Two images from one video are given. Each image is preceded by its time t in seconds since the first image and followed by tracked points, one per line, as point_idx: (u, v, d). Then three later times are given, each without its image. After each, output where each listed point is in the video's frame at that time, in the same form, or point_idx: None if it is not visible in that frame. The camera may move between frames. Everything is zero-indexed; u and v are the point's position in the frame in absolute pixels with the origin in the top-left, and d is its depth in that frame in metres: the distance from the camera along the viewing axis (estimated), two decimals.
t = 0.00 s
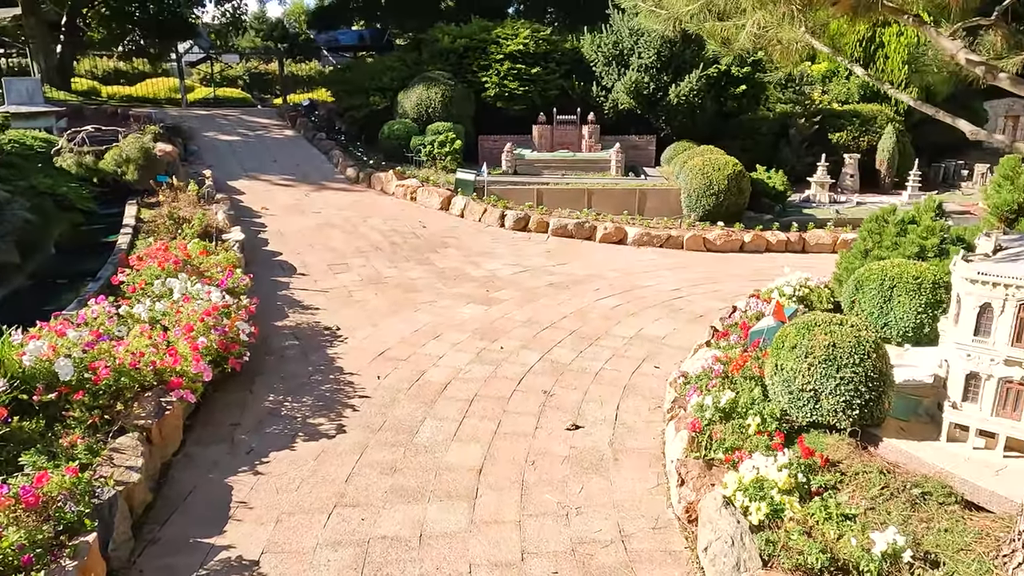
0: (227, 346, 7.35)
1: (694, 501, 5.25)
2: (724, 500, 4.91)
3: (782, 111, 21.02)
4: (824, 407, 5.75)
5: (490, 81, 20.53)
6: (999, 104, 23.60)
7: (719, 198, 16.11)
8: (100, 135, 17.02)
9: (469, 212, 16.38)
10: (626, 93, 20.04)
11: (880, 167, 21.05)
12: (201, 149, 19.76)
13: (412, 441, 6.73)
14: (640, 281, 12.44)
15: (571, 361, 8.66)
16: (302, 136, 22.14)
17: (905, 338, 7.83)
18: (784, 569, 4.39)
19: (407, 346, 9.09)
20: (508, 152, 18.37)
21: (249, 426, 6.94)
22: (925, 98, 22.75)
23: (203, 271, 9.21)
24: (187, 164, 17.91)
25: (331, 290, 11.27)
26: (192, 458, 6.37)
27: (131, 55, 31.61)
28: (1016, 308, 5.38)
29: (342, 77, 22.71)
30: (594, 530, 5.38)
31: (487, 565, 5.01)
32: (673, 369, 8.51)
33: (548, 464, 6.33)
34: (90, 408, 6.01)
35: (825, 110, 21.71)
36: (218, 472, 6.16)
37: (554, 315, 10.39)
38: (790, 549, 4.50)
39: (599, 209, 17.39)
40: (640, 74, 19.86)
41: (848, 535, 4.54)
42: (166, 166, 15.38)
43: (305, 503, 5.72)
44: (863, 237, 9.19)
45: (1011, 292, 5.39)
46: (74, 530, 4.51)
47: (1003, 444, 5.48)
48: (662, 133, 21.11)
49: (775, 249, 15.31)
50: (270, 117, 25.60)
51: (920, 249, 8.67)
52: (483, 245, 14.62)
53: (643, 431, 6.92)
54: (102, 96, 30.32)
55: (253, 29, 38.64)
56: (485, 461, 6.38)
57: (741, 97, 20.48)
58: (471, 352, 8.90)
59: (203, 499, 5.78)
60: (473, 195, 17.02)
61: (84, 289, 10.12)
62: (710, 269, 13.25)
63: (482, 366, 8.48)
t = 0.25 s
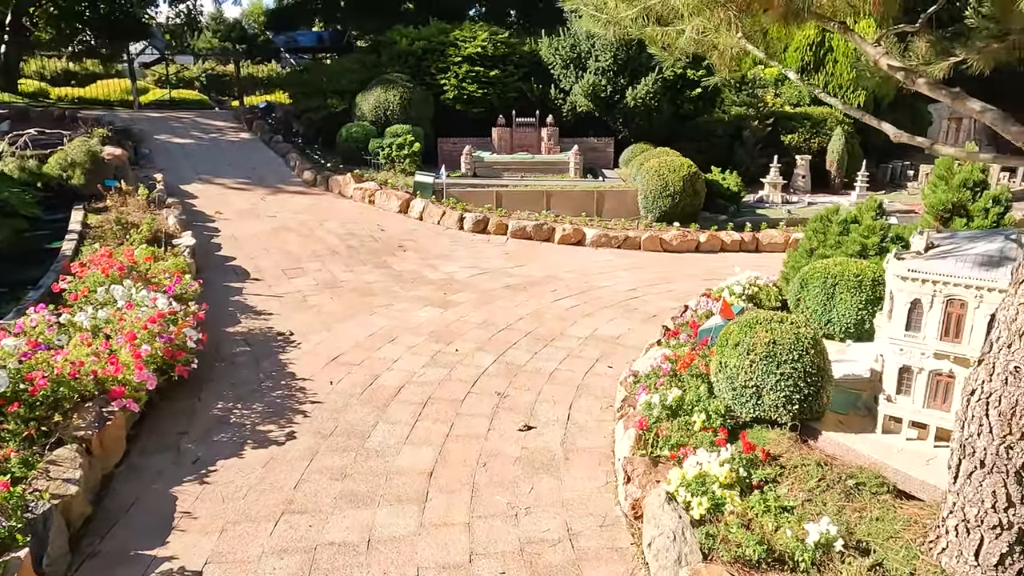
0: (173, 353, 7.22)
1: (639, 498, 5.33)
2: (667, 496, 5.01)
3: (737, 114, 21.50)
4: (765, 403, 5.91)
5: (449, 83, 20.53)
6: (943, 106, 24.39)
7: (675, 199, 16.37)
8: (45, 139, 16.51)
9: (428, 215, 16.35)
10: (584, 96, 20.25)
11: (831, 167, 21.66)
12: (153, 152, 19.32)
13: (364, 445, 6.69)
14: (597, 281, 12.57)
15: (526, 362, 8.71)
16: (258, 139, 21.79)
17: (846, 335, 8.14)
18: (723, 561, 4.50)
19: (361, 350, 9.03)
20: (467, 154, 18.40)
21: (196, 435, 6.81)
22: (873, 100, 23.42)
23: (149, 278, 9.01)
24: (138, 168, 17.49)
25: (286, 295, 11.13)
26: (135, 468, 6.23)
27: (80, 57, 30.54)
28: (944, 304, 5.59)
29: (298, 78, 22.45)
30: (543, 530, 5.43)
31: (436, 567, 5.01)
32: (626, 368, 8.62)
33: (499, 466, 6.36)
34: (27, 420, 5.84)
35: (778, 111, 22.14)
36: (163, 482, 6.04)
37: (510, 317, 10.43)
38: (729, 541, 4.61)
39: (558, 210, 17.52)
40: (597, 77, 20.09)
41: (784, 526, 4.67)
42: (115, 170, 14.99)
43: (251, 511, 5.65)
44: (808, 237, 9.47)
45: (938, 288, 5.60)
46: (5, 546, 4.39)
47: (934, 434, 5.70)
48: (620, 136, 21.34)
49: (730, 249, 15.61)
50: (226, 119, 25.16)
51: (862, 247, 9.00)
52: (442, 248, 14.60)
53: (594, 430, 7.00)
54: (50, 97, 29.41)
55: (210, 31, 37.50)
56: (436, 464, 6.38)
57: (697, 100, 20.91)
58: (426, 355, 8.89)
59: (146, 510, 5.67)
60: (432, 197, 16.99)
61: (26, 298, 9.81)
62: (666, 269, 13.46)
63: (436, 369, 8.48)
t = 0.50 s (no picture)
0: (118, 360, 7.05)
1: (589, 495, 5.39)
2: (615, 492, 5.08)
3: (694, 115, 21.89)
4: (713, 398, 6.03)
5: (409, 85, 20.47)
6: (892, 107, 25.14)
7: (633, 199, 16.57)
8: None
9: (388, 217, 16.26)
10: (544, 97, 20.43)
11: (785, 167, 22.17)
12: (103, 155, 18.81)
13: (317, 450, 6.63)
14: (556, 282, 12.66)
15: (482, 363, 8.73)
16: (214, 141, 21.40)
17: (794, 331, 8.35)
18: (668, 555, 4.58)
19: (316, 354, 8.94)
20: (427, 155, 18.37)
21: (142, 443, 6.67)
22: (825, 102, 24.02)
23: (95, 283, 8.79)
24: (87, 171, 17.02)
25: (240, 299, 10.95)
26: (78, 479, 6.07)
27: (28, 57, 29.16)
28: (881, 299, 5.78)
29: (254, 79, 22.05)
30: (495, 530, 5.45)
31: (386, 571, 4.99)
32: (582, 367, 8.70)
33: (453, 467, 6.36)
34: None
35: (734, 113, 22.53)
36: (107, 493, 5.90)
37: (468, 319, 10.44)
38: (674, 535, 4.70)
39: (518, 211, 17.58)
40: (557, 79, 20.34)
41: (728, 518, 4.78)
42: (62, 173, 14.57)
43: (199, 519, 5.55)
44: (759, 235, 9.69)
45: (875, 283, 5.79)
46: None
47: (873, 425, 5.88)
48: (579, 138, 21.41)
49: (688, 248, 15.85)
50: (181, 121, 24.63)
51: (809, 245, 9.22)
52: (401, 250, 14.53)
53: (548, 430, 7.05)
54: None
55: (166, 30, 35.71)
56: (390, 466, 6.36)
57: (655, 101, 21.36)
58: (382, 358, 8.85)
59: (88, 521, 5.53)
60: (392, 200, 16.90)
61: None
62: (624, 269, 13.62)
63: (392, 372, 8.44)
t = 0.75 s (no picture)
0: (62, 368, 6.85)
1: (543, 493, 5.43)
2: (567, 489, 5.13)
3: (654, 114, 22.01)
4: (665, 394, 6.13)
5: (368, 85, 20.32)
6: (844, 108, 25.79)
7: (593, 199, 16.71)
8: None
9: (347, 218, 16.11)
10: (504, 97, 20.51)
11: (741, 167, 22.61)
12: (50, 156, 18.22)
13: (270, 454, 6.54)
14: (516, 281, 12.70)
15: (441, 363, 8.72)
16: (168, 141, 20.92)
17: (746, 326, 8.54)
18: (619, 549, 4.65)
19: (271, 358, 8.81)
20: (387, 155, 18.28)
21: (88, 453, 6.48)
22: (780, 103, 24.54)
23: (38, 289, 8.53)
24: (33, 173, 16.47)
25: (193, 303, 10.73)
26: (18, 491, 5.88)
27: None
28: (824, 295, 5.94)
29: (209, 78, 21.69)
30: (449, 530, 5.45)
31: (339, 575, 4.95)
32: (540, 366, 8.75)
33: (409, 468, 6.34)
34: None
35: (692, 113, 22.87)
36: (49, 504, 5.73)
37: (427, 319, 10.41)
38: (624, 529, 4.77)
39: (479, 212, 17.58)
40: (517, 79, 20.35)
41: (677, 511, 4.86)
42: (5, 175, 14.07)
43: (146, 528, 5.43)
44: (712, 233, 9.88)
45: (818, 278, 5.95)
46: None
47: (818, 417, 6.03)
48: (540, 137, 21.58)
49: (647, 247, 16.04)
50: (134, 121, 24.02)
51: (761, 242, 9.52)
52: (361, 251, 14.40)
53: (505, 428, 7.07)
54: None
55: (120, 28, 34.08)
56: (345, 469, 6.31)
57: (615, 101, 21.59)
58: (339, 360, 8.76)
59: (29, 534, 5.36)
60: (352, 201, 16.75)
61: None
62: (584, 268, 13.73)
63: (349, 374, 8.36)
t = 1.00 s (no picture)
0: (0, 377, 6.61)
1: (500, 491, 5.45)
2: (523, 486, 5.15)
3: (612, 115, 22.30)
4: (620, 390, 6.20)
5: (325, 84, 20.05)
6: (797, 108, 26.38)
7: (552, 198, 16.79)
8: None
9: (305, 219, 15.89)
10: (463, 98, 20.42)
11: (698, 166, 23.04)
12: None
13: (222, 460, 6.41)
14: (476, 281, 12.69)
15: (399, 365, 8.66)
16: (118, 142, 20.35)
17: (701, 322, 8.68)
18: (573, 544, 4.69)
19: (225, 362, 8.64)
20: (346, 156, 18.09)
21: (30, 464, 6.27)
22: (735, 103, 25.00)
23: None
24: None
25: (144, 308, 10.45)
26: None
27: None
28: (772, 290, 6.08)
29: (161, 77, 21.20)
30: (406, 531, 5.42)
31: None
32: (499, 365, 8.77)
33: (365, 471, 6.29)
34: None
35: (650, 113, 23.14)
36: None
37: (386, 321, 10.33)
38: (579, 525, 4.81)
39: (439, 212, 17.51)
40: (476, 79, 20.27)
41: (630, 505, 4.92)
42: None
43: (91, 540, 5.27)
44: (668, 231, 10.04)
45: (766, 274, 6.08)
46: None
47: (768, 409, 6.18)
48: (500, 137, 21.66)
49: (607, 246, 16.18)
50: (81, 121, 23.31)
51: (715, 240, 9.61)
52: (319, 252, 14.22)
53: (463, 428, 7.06)
54: None
55: (66, 28, 33.59)
56: (300, 473, 6.22)
57: (574, 101, 21.66)
58: (295, 363, 8.64)
59: None
60: (309, 202, 16.53)
61: None
62: (544, 267, 13.79)
63: (306, 377, 8.25)
